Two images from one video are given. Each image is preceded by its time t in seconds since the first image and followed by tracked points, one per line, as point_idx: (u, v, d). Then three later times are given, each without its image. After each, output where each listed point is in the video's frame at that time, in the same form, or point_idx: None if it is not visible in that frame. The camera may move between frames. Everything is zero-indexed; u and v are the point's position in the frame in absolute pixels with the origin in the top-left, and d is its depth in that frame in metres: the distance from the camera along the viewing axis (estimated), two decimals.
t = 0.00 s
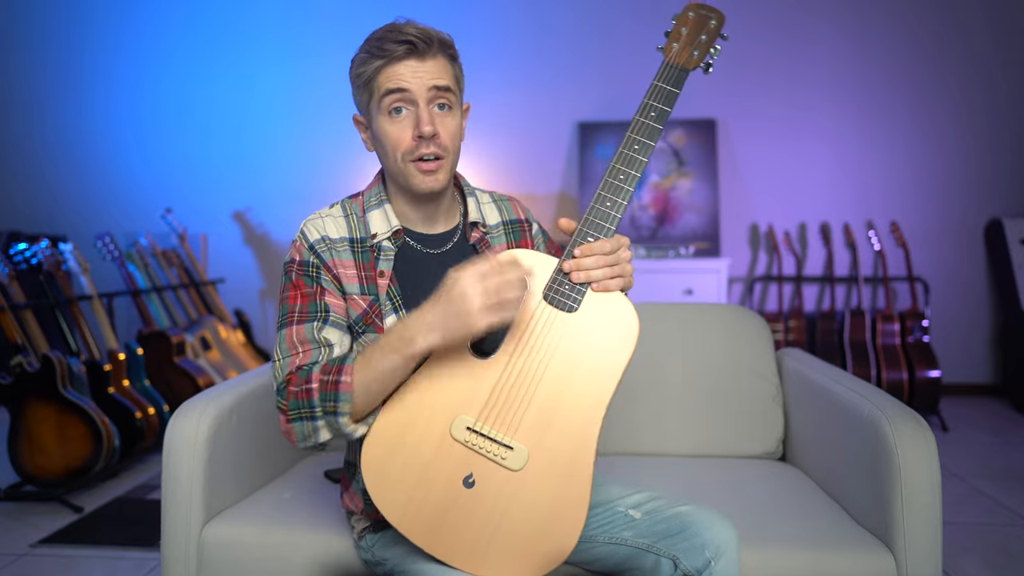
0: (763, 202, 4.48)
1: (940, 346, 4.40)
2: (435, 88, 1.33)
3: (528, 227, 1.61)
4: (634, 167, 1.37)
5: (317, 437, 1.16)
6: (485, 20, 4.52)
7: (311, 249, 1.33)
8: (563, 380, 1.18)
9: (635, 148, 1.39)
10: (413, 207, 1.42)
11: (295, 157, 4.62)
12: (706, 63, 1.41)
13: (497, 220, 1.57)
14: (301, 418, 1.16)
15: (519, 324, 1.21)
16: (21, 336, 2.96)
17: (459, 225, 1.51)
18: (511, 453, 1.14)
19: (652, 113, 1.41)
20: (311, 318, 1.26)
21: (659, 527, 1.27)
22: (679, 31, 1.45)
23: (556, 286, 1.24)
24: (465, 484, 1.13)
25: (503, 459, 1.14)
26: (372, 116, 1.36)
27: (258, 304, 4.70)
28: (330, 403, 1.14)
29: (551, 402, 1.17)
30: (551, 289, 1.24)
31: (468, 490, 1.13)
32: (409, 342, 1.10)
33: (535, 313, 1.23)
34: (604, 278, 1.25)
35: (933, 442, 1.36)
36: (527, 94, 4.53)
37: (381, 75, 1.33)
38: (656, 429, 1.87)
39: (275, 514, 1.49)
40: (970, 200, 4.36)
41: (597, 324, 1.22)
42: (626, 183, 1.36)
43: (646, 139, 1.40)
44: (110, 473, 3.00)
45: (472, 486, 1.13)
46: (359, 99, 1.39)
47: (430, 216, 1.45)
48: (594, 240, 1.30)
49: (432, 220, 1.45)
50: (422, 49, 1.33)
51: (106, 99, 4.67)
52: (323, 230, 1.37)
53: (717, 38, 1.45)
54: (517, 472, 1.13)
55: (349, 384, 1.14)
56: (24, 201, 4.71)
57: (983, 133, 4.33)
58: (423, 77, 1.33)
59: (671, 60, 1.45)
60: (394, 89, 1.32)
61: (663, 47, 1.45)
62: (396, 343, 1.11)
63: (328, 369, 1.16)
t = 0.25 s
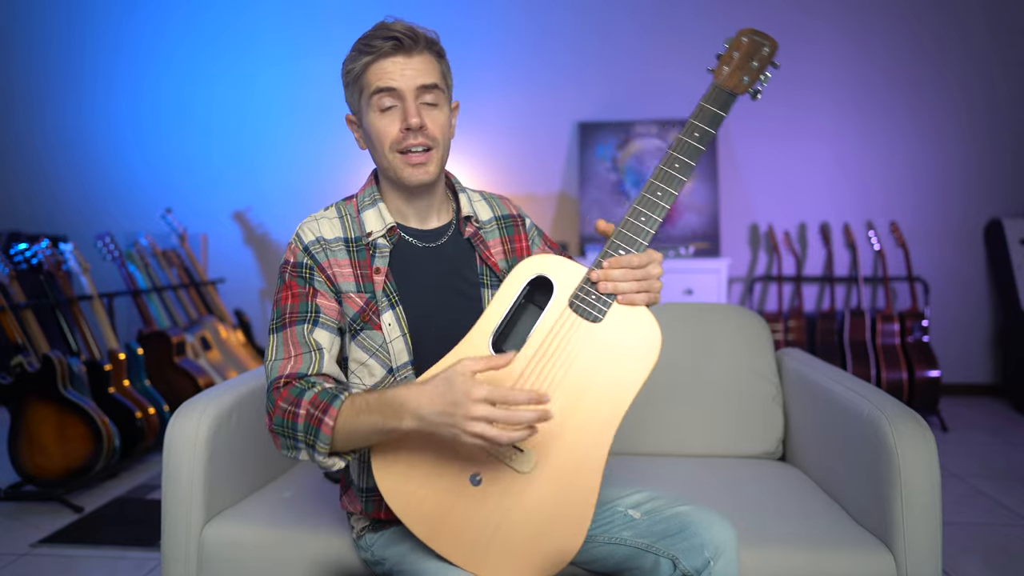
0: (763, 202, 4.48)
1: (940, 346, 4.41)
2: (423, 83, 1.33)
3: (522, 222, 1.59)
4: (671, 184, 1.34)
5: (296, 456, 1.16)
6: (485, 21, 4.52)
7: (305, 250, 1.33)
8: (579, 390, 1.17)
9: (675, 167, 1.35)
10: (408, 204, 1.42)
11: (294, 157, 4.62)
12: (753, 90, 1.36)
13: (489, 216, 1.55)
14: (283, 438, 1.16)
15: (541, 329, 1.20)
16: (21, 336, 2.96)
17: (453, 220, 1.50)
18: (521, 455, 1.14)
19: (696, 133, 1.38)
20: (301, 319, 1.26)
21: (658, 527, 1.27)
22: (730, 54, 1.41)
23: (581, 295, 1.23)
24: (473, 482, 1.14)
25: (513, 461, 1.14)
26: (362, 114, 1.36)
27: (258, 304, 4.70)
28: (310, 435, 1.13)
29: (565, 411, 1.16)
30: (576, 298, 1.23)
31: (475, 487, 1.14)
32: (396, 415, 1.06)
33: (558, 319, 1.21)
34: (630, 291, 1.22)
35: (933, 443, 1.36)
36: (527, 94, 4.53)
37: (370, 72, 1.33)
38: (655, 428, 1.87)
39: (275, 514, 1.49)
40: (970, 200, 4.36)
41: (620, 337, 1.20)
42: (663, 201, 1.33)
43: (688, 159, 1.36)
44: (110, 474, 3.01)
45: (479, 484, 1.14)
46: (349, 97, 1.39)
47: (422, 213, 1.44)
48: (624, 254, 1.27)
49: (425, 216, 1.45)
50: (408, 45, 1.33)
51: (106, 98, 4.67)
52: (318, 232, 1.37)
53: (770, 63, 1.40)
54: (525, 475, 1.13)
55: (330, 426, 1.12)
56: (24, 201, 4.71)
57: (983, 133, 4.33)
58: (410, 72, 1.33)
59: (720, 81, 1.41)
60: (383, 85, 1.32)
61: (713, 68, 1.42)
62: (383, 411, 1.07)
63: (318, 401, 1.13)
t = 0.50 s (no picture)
0: (763, 201, 4.48)
1: (940, 346, 4.41)
2: (406, 88, 1.33)
3: (522, 223, 1.59)
4: (671, 189, 1.37)
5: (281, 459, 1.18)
6: (485, 21, 4.52)
7: (303, 254, 1.35)
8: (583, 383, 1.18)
9: (675, 173, 1.39)
10: (404, 203, 1.42)
11: (294, 157, 4.62)
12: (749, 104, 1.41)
13: (490, 217, 1.55)
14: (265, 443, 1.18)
15: (546, 324, 1.22)
16: (21, 336, 2.96)
17: (453, 219, 1.50)
18: (527, 447, 1.14)
19: (695, 142, 1.43)
20: (290, 328, 1.28)
21: (658, 527, 1.28)
22: (728, 70, 1.47)
23: (586, 291, 1.25)
24: (478, 474, 1.13)
25: (520, 453, 1.14)
26: (353, 122, 1.37)
27: (258, 304, 4.70)
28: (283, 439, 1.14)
29: (568, 405, 1.17)
30: (581, 293, 1.25)
31: (480, 478, 1.13)
32: (348, 411, 1.04)
33: (564, 315, 1.23)
34: (633, 287, 1.25)
35: (933, 443, 1.36)
36: (527, 94, 4.53)
37: (354, 81, 1.34)
38: (656, 428, 1.87)
39: (275, 514, 1.49)
40: (970, 200, 4.36)
41: (623, 333, 1.22)
42: (666, 205, 1.36)
43: (687, 166, 1.40)
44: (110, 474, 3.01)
45: (484, 475, 1.13)
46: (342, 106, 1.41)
47: (422, 212, 1.45)
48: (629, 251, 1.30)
49: (425, 215, 1.45)
50: (389, 52, 1.33)
51: (106, 98, 4.67)
52: (316, 235, 1.39)
53: (764, 81, 1.46)
54: (531, 466, 1.13)
55: (297, 428, 1.13)
56: (24, 201, 4.71)
57: (983, 133, 4.33)
58: (393, 78, 1.33)
59: (718, 96, 1.47)
60: (367, 93, 1.33)
61: (711, 83, 1.47)
62: (335, 409, 1.06)
63: (284, 405, 1.15)
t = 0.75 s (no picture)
0: (763, 201, 4.48)
1: (940, 346, 4.41)
2: (418, 84, 1.34)
3: (522, 223, 1.59)
4: (652, 180, 1.39)
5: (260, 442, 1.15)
6: (485, 21, 4.52)
7: (304, 247, 1.35)
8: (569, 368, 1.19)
9: (654, 164, 1.40)
10: (407, 199, 1.43)
11: (294, 157, 4.62)
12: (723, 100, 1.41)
13: (490, 217, 1.55)
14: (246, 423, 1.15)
15: (531, 311, 1.22)
16: (21, 336, 2.96)
17: (454, 218, 1.50)
18: (514, 432, 1.15)
19: (673, 135, 1.43)
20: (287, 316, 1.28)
21: (656, 527, 1.28)
22: (702, 65, 1.46)
23: (570, 279, 1.25)
24: (466, 459, 1.14)
25: (507, 438, 1.14)
26: (361, 116, 1.37)
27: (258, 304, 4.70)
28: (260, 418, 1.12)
29: (554, 391, 1.18)
30: (564, 281, 1.25)
31: (468, 464, 1.13)
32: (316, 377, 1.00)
33: (549, 303, 1.23)
34: (616, 274, 1.25)
35: (933, 444, 1.36)
36: (527, 94, 4.53)
37: (366, 76, 1.35)
38: (656, 429, 1.87)
39: (275, 514, 1.49)
40: (970, 200, 4.36)
41: (606, 318, 1.23)
42: (646, 196, 1.37)
43: (667, 157, 1.41)
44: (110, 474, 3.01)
45: (472, 462, 1.13)
46: (349, 103, 1.41)
47: (424, 209, 1.45)
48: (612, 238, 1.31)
49: (427, 213, 1.46)
50: (402, 50, 1.35)
51: (106, 98, 4.67)
52: (318, 228, 1.39)
53: (737, 75, 1.45)
54: (519, 451, 1.14)
55: (271, 404, 1.10)
56: (24, 201, 4.71)
57: (983, 133, 4.33)
58: (404, 74, 1.34)
59: (694, 90, 1.46)
60: (379, 87, 1.33)
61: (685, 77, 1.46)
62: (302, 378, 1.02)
63: (259, 383, 1.13)
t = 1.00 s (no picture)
0: (763, 201, 4.48)
1: (940, 346, 4.41)
2: (421, 78, 1.37)
3: (518, 220, 1.59)
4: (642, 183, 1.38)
5: (290, 429, 1.11)
6: (485, 21, 4.52)
7: (313, 240, 1.32)
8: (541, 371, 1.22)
9: (644, 168, 1.40)
10: (409, 195, 1.44)
11: (294, 157, 4.62)
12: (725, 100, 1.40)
13: (488, 215, 1.55)
14: (283, 410, 1.12)
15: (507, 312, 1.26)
16: (21, 336, 2.96)
17: (454, 217, 1.51)
18: (480, 431, 1.19)
19: (666, 138, 1.42)
20: (307, 303, 1.24)
21: (656, 527, 1.28)
22: (706, 64, 1.45)
23: (547, 283, 1.27)
24: (433, 454, 1.18)
25: (473, 436, 1.19)
26: (364, 112, 1.39)
27: (259, 304, 4.70)
28: (314, 405, 1.10)
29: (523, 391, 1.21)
30: (542, 285, 1.27)
31: (435, 458, 1.18)
32: (417, 379, 1.05)
33: (525, 305, 1.26)
34: (593, 281, 1.27)
35: (933, 444, 1.36)
36: (527, 94, 4.53)
37: (368, 72, 1.37)
38: (656, 429, 1.87)
39: (275, 514, 1.50)
40: (970, 200, 4.36)
41: (580, 324, 1.25)
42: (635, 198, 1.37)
43: (658, 162, 1.40)
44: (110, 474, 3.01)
45: (439, 455, 1.18)
46: (349, 101, 1.42)
47: (427, 207, 1.46)
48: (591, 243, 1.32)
49: (428, 211, 1.47)
50: (403, 44, 1.37)
51: (106, 99, 4.67)
52: (324, 223, 1.36)
53: (742, 76, 1.44)
54: (484, 449, 1.18)
55: (339, 394, 1.09)
56: (24, 201, 4.71)
57: (983, 133, 4.34)
58: (407, 68, 1.36)
59: (695, 89, 1.45)
60: (382, 82, 1.36)
61: (689, 75, 1.45)
62: (403, 377, 1.05)
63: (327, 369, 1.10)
